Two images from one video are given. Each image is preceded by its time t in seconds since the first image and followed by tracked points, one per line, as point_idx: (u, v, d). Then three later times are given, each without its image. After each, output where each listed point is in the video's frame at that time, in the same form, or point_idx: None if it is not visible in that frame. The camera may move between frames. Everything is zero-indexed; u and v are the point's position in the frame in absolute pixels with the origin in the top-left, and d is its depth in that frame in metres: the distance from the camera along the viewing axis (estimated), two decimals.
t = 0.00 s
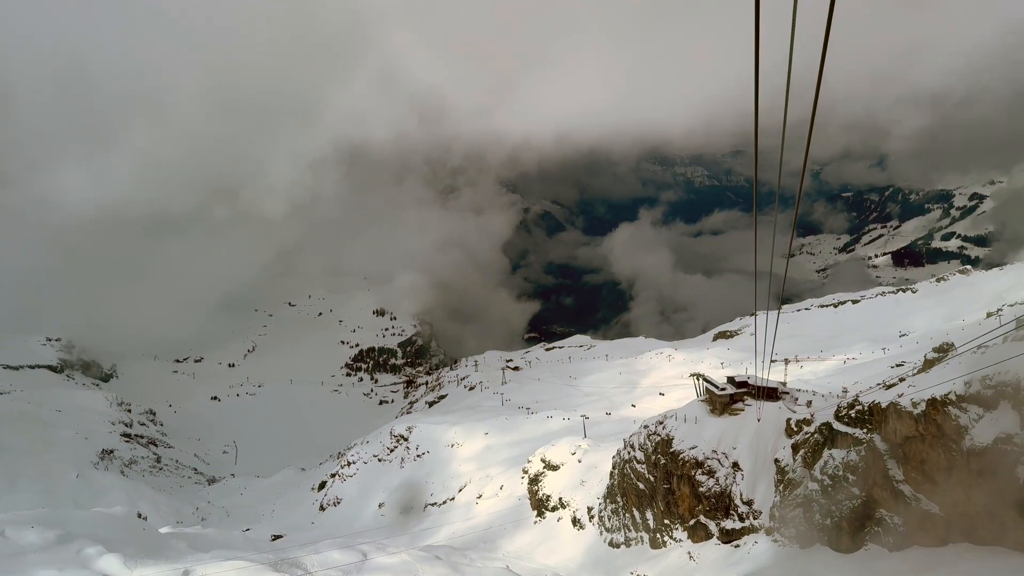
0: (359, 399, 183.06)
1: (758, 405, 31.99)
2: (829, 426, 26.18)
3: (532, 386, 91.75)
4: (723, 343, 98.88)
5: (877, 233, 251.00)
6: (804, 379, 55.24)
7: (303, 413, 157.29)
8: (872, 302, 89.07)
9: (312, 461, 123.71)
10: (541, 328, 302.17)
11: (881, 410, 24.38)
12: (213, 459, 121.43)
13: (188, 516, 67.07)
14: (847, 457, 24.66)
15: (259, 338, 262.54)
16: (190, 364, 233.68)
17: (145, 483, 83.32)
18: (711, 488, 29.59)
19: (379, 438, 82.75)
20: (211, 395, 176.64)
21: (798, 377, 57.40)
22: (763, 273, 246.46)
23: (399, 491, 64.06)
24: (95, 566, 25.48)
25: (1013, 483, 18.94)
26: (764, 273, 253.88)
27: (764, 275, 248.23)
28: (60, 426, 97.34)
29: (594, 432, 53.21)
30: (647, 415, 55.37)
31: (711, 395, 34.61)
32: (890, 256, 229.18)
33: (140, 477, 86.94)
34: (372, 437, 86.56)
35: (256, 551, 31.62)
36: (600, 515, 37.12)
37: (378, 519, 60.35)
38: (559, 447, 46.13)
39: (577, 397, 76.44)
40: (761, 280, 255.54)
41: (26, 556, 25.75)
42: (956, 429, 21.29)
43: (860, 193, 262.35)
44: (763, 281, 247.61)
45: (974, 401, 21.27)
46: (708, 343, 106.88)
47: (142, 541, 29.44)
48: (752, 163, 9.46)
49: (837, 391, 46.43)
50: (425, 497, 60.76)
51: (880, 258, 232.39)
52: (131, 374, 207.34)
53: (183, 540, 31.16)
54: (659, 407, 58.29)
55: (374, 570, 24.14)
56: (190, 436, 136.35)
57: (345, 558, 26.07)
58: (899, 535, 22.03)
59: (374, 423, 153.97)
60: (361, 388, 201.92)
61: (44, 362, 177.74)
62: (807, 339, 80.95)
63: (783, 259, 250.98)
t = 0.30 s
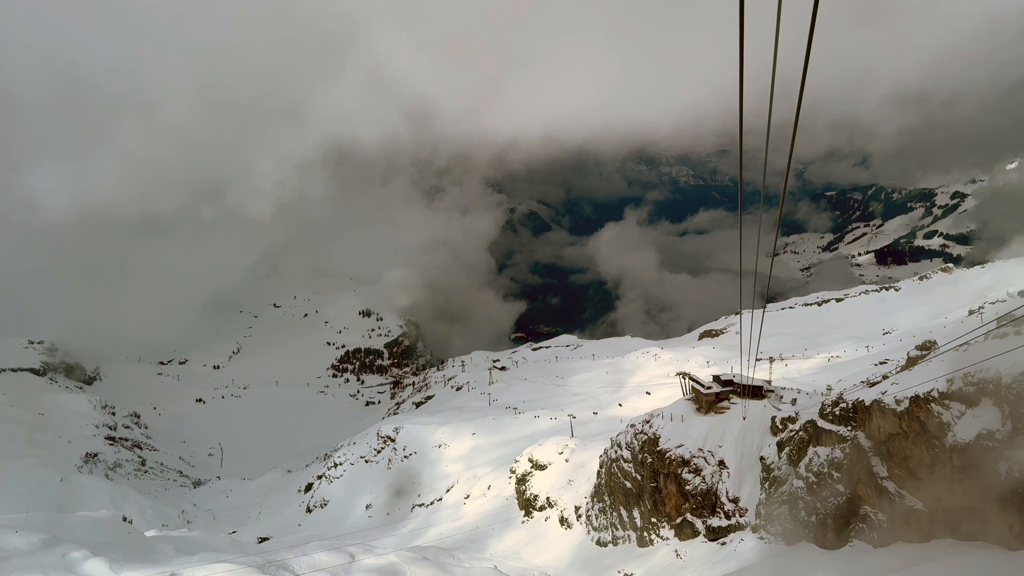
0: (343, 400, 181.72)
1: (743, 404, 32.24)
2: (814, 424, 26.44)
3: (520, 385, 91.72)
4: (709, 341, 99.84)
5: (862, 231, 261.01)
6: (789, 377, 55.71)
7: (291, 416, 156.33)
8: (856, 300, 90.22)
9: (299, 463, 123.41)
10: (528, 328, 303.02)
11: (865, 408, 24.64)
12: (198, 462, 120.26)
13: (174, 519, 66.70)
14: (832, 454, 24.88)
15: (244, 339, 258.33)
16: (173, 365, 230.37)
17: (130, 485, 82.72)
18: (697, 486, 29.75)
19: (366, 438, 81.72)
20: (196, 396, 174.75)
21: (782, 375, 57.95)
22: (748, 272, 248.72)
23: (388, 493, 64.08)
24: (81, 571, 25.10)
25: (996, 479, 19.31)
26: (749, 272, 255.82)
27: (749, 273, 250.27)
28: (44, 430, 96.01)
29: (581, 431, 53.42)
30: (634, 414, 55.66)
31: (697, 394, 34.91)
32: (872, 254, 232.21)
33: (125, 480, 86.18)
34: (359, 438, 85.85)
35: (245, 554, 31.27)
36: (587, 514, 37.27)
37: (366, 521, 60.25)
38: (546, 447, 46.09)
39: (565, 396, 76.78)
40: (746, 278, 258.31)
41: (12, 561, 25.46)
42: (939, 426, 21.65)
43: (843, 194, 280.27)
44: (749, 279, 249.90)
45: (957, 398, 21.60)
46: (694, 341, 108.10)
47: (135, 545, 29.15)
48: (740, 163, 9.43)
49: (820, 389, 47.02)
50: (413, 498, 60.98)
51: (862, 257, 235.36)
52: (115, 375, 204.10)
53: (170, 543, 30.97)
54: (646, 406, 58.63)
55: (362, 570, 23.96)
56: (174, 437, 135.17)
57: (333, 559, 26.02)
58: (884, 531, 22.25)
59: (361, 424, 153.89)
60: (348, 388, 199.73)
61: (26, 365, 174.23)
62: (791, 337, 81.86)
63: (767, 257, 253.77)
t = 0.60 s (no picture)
0: (327, 402, 180.54)
1: (727, 402, 32.55)
2: (797, 422, 26.66)
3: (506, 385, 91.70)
4: (693, 340, 100.74)
5: (843, 229, 266.58)
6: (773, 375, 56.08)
7: (277, 417, 155.82)
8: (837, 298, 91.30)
9: (284, 465, 123.04)
10: (512, 328, 303.12)
11: (847, 405, 24.98)
12: (181, 465, 119.48)
13: (157, 523, 66.20)
14: (815, 451, 25.13)
15: (227, 340, 254.61)
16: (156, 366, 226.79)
17: (113, 489, 81.81)
18: (682, 484, 29.93)
19: (351, 439, 80.39)
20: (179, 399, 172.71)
21: (766, 373, 58.42)
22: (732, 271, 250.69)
23: (373, 495, 63.95)
24: None
25: (977, 474, 19.81)
26: (732, 270, 257.45)
27: (733, 272, 252.28)
28: (25, 434, 94.63)
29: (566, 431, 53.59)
30: (619, 413, 55.94)
31: (681, 393, 35.22)
32: (854, 253, 235.51)
33: (108, 483, 85.26)
34: (344, 439, 85.08)
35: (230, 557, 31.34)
36: (573, 513, 37.34)
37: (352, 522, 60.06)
38: (531, 447, 46.00)
39: (551, 396, 77.02)
40: (730, 277, 260.47)
41: None
42: (921, 423, 22.20)
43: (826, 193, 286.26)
44: (732, 279, 251.96)
45: (939, 396, 22.22)
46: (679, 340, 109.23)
47: (117, 550, 28.92)
48: (724, 160, 9.42)
49: (802, 387, 47.40)
50: (398, 499, 60.83)
51: (844, 255, 238.49)
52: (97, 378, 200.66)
53: (154, 546, 30.89)
54: (632, 405, 58.88)
55: (347, 572, 23.72)
56: (157, 440, 133.88)
57: (317, 561, 25.93)
58: (867, 527, 22.46)
59: (347, 425, 153.85)
60: (333, 390, 199.35)
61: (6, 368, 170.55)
62: (774, 335, 82.80)
63: (750, 256, 256.04)
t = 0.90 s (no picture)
0: (309, 404, 179.43)
1: (711, 401, 32.81)
2: (779, 419, 26.89)
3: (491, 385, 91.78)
4: (677, 339, 101.50)
5: (824, 228, 271.03)
6: (756, 373, 56.40)
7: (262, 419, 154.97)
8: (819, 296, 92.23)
9: (267, 468, 122.60)
10: (497, 327, 303.35)
11: (828, 403, 25.25)
12: (162, 468, 118.76)
13: (140, 526, 65.63)
14: (797, 448, 25.37)
15: (208, 342, 250.77)
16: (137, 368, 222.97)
17: (93, 492, 81.27)
18: (666, 482, 30.06)
19: (335, 440, 80.25)
20: (161, 402, 170.76)
21: (749, 372, 58.71)
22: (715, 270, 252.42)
23: (357, 497, 63.87)
24: None
25: (956, 470, 20.25)
26: (715, 269, 259.32)
27: (715, 271, 254.02)
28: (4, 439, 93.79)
29: (551, 430, 53.70)
30: (603, 412, 56.22)
31: (665, 391, 35.59)
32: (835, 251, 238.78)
33: (89, 487, 84.69)
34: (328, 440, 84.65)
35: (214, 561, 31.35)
36: (558, 512, 37.41)
37: (336, 524, 59.85)
38: (516, 446, 46.00)
39: (535, 395, 77.24)
40: (713, 276, 262.35)
41: None
42: (900, 419, 22.58)
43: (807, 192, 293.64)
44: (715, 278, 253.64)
45: (917, 392, 22.71)
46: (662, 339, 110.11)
47: (98, 554, 28.69)
48: (702, 163, 9.43)
49: (785, 384, 47.65)
50: (382, 500, 60.66)
51: (825, 254, 241.72)
52: (78, 381, 197.28)
53: (136, 550, 30.65)
54: (616, 403, 59.07)
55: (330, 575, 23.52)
56: (138, 444, 132.61)
57: (301, 563, 25.86)
58: (848, 523, 22.68)
59: (330, 427, 153.69)
60: (316, 391, 198.05)
61: None
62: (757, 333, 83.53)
63: (733, 255, 258.16)
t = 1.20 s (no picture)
0: (290, 404, 178.46)
1: (693, 399, 33.09)
2: (760, 416, 27.09)
3: (474, 385, 91.73)
4: (659, 338, 102.25)
5: (803, 226, 277.83)
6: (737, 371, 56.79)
7: (244, 421, 153.67)
8: (800, 294, 93.56)
9: (248, 471, 122.08)
10: (480, 327, 303.80)
11: (808, 400, 25.41)
12: (143, 472, 118.05)
13: (121, 531, 64.70)
14: (779, 445, 25.55)
15: (187, 343, 244.83)
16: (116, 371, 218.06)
17: (73, 496, 80.91)
18: (649, 480, 30.11)
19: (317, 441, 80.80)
20: (141, 405, 168.27)
21: (731, 370, 59.04)
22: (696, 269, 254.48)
23: (340, 499, 63.72)
24: None
25: (934, 465, 20.86)
26: (697, 268, 261.40)
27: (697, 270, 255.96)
28: None
29: (534, 430, 53.79)
30: (587, 411, 56.42)
31: (648, 390, 35.75)
32: (814, 250, 243.32)
33: (69, 491, 84.19)
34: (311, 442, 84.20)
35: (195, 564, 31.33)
36: (542, 511, 37.50)
37: (319, 527, 59.63)
38: (500, 446, 45.90)
39: (518, 395, 77.32)
40: (694, 275, 264.62)
41: None
42: (879, 416, 22.83)
43: (787, 191, 300.70)
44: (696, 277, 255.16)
45: (895, 388, 23.01)
46: (644, 338, 110.95)
47: (79, 560, 28.31)
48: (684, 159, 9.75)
49: (766, 381, 48.00)
50: (365, 501, 60.51)
51: (805, 252, 246.07)
52: (56, 384, 192.89)
53: (118, 555, 30.44)
54: (599, 402, 59.22)
55: None
56: (117, 448, 130.80)
57: (285, 565, 25.97)
58: (828, 518, 22.96)
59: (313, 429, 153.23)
60: (298, 393, 196.70)
61: None
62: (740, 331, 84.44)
63: (715, 254, 260.64)
